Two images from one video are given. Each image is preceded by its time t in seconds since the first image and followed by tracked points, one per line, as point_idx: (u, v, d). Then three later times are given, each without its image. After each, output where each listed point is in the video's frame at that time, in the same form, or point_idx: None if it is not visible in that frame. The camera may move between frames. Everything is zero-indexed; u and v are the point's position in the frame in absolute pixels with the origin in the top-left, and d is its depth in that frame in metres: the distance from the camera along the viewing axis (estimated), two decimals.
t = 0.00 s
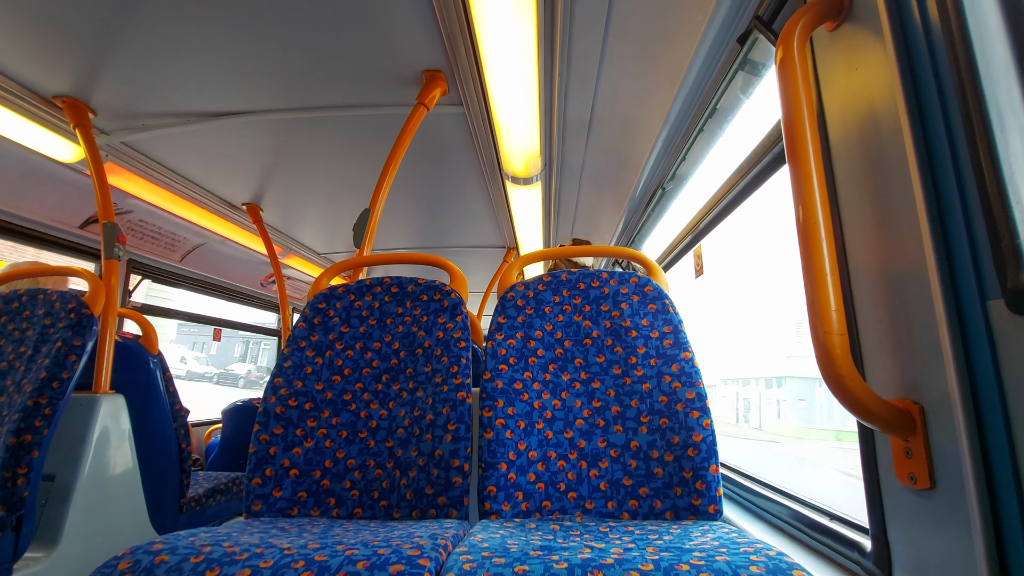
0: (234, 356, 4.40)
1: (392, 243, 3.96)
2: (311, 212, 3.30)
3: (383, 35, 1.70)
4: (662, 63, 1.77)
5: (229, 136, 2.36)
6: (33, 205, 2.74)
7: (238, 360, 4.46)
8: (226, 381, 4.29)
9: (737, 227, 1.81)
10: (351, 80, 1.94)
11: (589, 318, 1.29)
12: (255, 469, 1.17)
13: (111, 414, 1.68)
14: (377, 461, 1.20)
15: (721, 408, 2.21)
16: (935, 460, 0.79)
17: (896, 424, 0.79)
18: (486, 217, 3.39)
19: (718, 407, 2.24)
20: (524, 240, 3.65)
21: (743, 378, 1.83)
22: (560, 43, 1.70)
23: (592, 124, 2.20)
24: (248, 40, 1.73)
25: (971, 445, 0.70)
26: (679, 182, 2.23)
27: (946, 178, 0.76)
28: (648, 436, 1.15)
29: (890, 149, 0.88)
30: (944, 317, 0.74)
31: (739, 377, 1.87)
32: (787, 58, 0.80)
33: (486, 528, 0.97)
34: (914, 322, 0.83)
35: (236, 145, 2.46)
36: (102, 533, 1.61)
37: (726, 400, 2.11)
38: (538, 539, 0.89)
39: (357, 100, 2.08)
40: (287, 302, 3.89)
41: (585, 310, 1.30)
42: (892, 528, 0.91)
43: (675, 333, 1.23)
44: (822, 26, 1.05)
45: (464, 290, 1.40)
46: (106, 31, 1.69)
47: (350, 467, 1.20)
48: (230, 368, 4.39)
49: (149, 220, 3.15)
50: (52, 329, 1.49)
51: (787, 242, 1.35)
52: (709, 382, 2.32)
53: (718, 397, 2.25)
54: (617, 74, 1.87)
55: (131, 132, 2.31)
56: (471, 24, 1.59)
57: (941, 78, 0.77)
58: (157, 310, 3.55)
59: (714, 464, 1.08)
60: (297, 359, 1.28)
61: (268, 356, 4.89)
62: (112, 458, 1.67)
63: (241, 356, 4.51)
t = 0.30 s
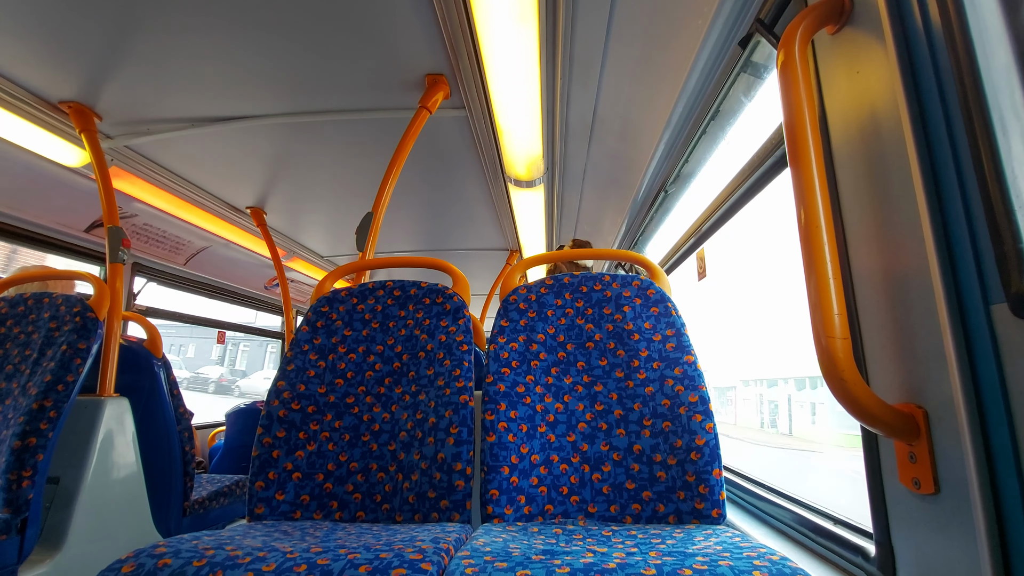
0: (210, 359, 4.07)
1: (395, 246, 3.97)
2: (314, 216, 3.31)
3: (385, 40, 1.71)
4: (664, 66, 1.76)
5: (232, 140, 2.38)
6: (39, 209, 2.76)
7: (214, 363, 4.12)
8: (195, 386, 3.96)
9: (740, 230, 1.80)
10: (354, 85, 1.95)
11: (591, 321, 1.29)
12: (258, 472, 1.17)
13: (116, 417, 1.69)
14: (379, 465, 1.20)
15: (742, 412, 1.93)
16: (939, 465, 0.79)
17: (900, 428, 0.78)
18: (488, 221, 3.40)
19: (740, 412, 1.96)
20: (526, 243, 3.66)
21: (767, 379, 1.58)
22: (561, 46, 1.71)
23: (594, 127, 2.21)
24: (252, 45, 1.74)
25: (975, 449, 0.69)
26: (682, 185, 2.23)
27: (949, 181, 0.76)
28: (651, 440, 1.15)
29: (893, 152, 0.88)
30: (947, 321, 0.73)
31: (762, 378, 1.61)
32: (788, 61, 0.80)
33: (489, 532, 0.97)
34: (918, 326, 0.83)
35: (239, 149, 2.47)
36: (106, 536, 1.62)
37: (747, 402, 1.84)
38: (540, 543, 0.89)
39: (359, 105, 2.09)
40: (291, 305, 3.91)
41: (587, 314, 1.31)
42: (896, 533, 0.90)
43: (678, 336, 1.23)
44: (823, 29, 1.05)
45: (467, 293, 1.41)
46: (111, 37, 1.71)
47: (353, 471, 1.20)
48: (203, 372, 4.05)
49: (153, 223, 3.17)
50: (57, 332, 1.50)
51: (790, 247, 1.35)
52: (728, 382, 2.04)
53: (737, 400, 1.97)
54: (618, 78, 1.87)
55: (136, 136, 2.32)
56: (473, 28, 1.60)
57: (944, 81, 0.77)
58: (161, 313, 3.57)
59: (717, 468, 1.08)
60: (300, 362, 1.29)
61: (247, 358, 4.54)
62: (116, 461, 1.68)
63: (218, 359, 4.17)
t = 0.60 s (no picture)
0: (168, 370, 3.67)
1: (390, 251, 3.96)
2: (309, 221, 3.30)
3: (381, 45, 1.71)
4: (658, 72, 1.78)
5: (227, 144, 2.37)
6: (31, 214, 2.74)
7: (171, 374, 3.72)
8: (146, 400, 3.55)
9: (735, 235, 1.80)
10: (349, 90, 1.95)
11: (587, 326, 1.29)
12: (251, 479, 1.16)
13: (107, 424, 1.67)
14: (373, 471, 1.19)
15: (759, 419, 1.69)
16: (932, 469, 0.79)
17: (894, 433, 0.78)
18: (484, 226, 3.41)
19: (755, 417, 1.72)
20: (522, 249, 3.66)
21: (788, 380, 1.38)
22: (556, 52, 1.72)
23: (590, 132, 2.22)
24: (247, 50, 1.74)
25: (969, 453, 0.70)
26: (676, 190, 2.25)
27: (940, 187, 0.76)
28: (647, 445, 1.15)
29: (884, 159, 0.89)
30: (940, 326, 0.74)
31: (782, 379, 1.41)
32: (781, 68, 0.80)
33: (484, 539, 0.96)
34: (910, 331, 0.84)
35: (234, 154, 2.46)
36: (96, 544, 1.60)
37: (766, 407, 1.61)
38: (535, 550, 0.88)
39: (355, 110, 2.09)
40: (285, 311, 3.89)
41: (583, 318, 1.31)
42: (892, 538, 0.90)
43: (673, 341, 1.23)
44: (816, 37, 1.06)
45: (462, 298, 1.41)
46: (105, 40, 1.70)
47: (347, 477, 1.19)
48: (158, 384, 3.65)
49: (147, 228, 3.15)
50: (48, 338, 1.48)
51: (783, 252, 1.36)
52: (740, 385, 1.80)
53: (752, 405, 1.73)
54: (614, 83, 1.88)
55: (130, 141, 2.31)
56: (469, 34, 1.60)
57: (934, 89, 0.77)
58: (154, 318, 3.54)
59: (713, 473, 1.08)
60: (294, 368, 1.28)
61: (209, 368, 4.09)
62: (107, 468, 1.66)
63: (177, 369, 3.77)
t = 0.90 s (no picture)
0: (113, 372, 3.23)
1: (388, 252, 3.96)
2: (307, 221, 3.30)
3: (378, 45, 1.71)
4: (656, 73, 1.78)
5: (224, 144, 2.36)
6: (27, 213, 2.73)
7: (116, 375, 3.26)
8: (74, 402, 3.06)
9: (731, 235, 1.81)
10: (347, 90, 1.95)
11: (584, 326, 1.30)
12: (247, 479, 1.16)
13: (104, 425, 1.67)
14: (370, 472, 1.19)
15: (780, 418, 1.48)
16: (926, 469, 0.79)
17: (888, 432, 0.79)
18: (481, 226, 3.41)
19: (775, 417, 1.51)
20: (519, 249, 3.67)
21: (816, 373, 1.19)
22: (554, 52, 1.71)
23: (587, 133, 2.22)
24: (244, 50, 1.74)
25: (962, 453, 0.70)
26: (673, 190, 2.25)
27: (934, 188, 0.77)
28: (643, 445, 1.15)
29: (880, 158, 0.89)
30: (933, 326, 0.74)
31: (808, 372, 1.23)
32: (776, 68, 0.81)
33: (480, 539, 0.96)
34: (904, 330, 0.84)
35: (231, 154, 2.46)
36: (93, 545, 1.60)
37: (790, 406, 1.41)
38: (532, 550, 0.89)
39: (353, 110, 2.09)
40: (283, 311, 3.89)
41: (579, 318, 1.31)
42: (886, 537, 0.90)
43: (669, 341, 1.23)
44: (811, 37, 1.07)
45: (459, 298, 1.40)
46: (101, 39, 1.70)
47: (343, 478, 1.19)
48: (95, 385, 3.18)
49: (144, 228, 3.15)
50: (44, 338, 1.47)
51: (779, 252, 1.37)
52: (756, 382, 1.60)
53: (772, 403, 1.52)
54: (611, 83, 1.88)
55: (127, 140, 2.31)
56: (465, 34, 1.60)
57: (928, 92, 0.78)
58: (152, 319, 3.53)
59: (709, 473, 1.08)
60: (290, 368, 1.28)
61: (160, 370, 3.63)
62: (104, 469, 1.66)
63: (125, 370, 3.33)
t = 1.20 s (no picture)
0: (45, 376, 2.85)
1: (387, 252, 3.96)
2: (305, 221, 3.30)
3: (378, 45, 1.71)
4: (654, 74, 1.78)
5: (223, 144, 2.36)
6: (25, 213, 2.72)
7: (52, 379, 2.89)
8: None
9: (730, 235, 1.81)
10: (346, 90, 1.95)
11: (583, 326, 1.30)
12: (246, 479, 1.16)
13: (102, 425, 1.66)
14: (369, 472, 1.19)
15: (803, 419, 1.31)
16: (925, 467, 0.79)
17: (887, 431, 0.79)
18: (481, 227, 3.41)
19: (797, 418, 1.34)
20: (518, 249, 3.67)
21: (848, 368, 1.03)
22: (553, 52, 1.71)
23: (586, 133, 2.22)
24: (244, 50, 1.74)
25: (960, 452, 0.70)
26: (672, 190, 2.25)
27: (933, 188, 0.77)
28: (642, 445, 1.15)
29: (879, 158, 0.89)
30: (932, 325, 0.74)
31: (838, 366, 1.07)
32: (775, 69, 0.81)
33: (479, 538, 0.96)
34: (904, 329, 0.84)
35: (230, 154, 2.46)
36: (91, 546, 1.60)
37: (816, 406, 1.23)
38: (531, 550, 0.89)
39: (352, 110, 2.09)
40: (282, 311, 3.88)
41: (579, 318, 1.31)
42: (885, 536, 0.91)
43: (668, 341, 1.23)
44: (810, 37, 1.07)
45: (458, 298, 1.40)
46: (100, 39, 1.69)
47: (342, 478, 1.19)
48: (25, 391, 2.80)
49: (142, 228, 3.14)
50: (42, 338, 1.47)
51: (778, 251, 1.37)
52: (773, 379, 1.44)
53: (793, 402, 1.35)
54: (610, 83, 1.88)
55: (125, 140, 2.30)
56: (465, 34, 1.60)
57: (926, 92, 0.78)
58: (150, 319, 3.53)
59: (708, 472, 1.08)
60: (289, 368, 1.27)
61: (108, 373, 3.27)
62: (102, 469, 1.66)
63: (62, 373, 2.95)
